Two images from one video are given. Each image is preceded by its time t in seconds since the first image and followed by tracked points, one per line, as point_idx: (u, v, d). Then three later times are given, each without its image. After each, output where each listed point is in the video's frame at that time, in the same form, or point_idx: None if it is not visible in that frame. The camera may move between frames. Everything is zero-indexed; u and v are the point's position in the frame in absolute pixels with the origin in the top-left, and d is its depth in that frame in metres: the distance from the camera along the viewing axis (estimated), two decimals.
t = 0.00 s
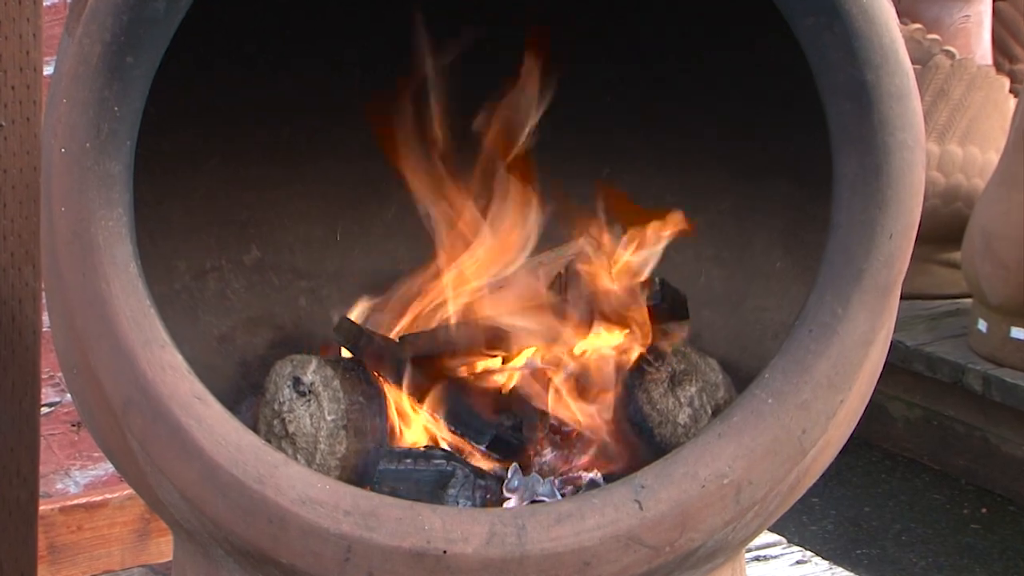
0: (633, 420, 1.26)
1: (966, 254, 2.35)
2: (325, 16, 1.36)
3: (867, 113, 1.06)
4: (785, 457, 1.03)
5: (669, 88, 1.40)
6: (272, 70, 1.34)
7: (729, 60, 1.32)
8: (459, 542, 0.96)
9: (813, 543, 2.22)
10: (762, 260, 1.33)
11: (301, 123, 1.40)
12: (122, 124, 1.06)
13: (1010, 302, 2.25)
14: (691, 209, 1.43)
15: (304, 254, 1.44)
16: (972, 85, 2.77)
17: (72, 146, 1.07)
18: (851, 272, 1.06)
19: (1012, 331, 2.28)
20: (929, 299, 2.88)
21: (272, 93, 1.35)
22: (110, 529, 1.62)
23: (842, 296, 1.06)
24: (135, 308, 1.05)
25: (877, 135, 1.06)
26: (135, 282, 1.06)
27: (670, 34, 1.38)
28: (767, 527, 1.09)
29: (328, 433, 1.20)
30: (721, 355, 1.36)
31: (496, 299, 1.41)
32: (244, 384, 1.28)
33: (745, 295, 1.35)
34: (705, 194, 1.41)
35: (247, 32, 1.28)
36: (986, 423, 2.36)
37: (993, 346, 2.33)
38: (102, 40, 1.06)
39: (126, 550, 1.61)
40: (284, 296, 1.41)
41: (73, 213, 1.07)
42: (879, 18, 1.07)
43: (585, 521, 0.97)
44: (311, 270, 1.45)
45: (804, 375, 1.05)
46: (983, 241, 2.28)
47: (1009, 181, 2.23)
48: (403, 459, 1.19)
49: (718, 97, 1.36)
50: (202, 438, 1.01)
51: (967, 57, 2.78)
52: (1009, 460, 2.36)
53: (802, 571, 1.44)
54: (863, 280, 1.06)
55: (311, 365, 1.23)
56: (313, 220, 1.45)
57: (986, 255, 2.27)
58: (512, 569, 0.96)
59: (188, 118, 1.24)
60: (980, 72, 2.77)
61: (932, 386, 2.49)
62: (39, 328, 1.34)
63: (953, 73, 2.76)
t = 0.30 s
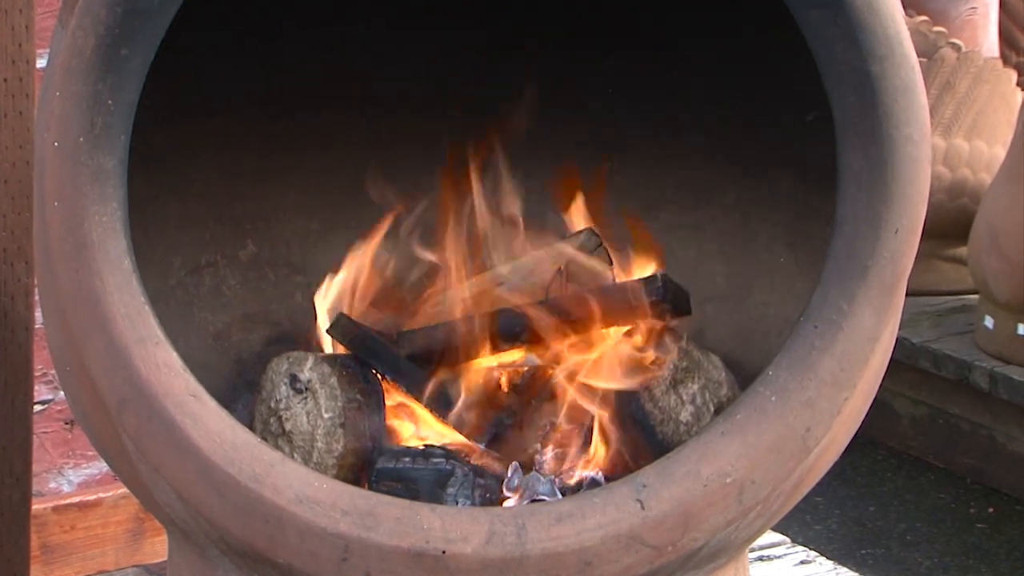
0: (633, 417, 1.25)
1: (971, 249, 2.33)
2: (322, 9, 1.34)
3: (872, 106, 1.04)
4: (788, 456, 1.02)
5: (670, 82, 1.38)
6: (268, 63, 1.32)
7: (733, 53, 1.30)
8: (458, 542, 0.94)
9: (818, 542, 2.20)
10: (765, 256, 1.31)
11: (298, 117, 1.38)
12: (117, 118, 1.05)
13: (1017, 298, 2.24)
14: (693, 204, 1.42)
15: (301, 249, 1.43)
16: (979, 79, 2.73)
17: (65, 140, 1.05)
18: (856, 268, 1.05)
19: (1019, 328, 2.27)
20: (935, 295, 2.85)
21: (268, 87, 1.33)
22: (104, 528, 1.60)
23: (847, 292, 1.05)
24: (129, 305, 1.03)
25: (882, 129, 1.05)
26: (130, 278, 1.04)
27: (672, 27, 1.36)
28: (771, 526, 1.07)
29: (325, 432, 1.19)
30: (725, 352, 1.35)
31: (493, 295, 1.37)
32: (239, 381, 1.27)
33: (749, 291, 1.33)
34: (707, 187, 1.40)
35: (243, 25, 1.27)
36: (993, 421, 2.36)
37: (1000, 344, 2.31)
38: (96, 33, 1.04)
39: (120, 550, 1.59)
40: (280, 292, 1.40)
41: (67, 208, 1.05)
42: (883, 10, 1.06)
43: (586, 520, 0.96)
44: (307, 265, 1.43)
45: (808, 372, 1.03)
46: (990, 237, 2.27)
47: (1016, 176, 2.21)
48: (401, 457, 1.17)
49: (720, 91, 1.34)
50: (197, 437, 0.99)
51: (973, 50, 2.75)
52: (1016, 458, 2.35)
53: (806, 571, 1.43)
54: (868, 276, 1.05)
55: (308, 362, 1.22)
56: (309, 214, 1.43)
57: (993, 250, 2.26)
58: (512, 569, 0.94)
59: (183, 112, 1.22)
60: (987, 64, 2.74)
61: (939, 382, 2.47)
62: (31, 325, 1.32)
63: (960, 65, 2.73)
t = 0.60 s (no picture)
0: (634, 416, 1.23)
1: (978, 245, 2.32)
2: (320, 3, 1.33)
3: (877, 100, 1.03)
4: (792, 455, 1.00)
5: (672, 76, 1.37)
6: (266, 56, 1.31)
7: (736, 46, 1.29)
8: (457, 542, 0.93)
9: (823, 542, 2.17)
10: (769, 251, 1.30)
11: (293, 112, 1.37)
12: (110, 112, 1.03)
13: None
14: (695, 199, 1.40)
15: (298, 245, 1.41)
16: (984, 71, 2.72)
17: (58, 134, 1.04)
18: (861, 263, 1.03)
19: None
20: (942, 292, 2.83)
21: (265, 81, 1.32)
22: (98, 527, 1.59)
23: (852, 289, 1.03)
24: (123, 301, 1.02)
25: (888, 122, 1.03)
26: (124, 274, 1.03)
27: (674, 20, 1.35)
28: (775, 525, 1.06)
29: (322, 430, 1.17)
30: (728, 349, 1.33)
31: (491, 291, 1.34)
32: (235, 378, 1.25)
33: (753, 287, 1.32)
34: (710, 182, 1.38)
35: (240, 17, 1.25)
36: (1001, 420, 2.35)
37: (1008, 340, 2.29)
38: (90, 24, 1.02)
39: (115, 550, 1.58)
40: (277, 289, 1.38)
41: (60, 203, 1.03)
42: (888, 3, 1.04)
43: (587, 519, 0.94)
44: (305, 261, 1.42)
45: (813, 369, 1.02)
46: (997, 232, 2.25)
47: None
48: (400, 456, 1.15)
49: (723, 85, 1.33)
50: (192, 435, 0.98)
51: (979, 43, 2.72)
52: (1022, 457, 2.33)
53: (811, 572, 1.41)
54: (874, 272, 1.03)
55: (305, 360, 1.21)
56: (307, 209, 1.42)
57: (1000, 246, 2.24)
58: (512, 569, 0.92)
59: (179, 105, 1.20)
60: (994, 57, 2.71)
61: (944, 380, 2.45)
62: (25, 321, 1.30)
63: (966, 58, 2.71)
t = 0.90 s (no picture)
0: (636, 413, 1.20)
1: (985, 240, 2.30)
2: None
3: (882, 94, 1.01)
4: (797, 453, 0.99)
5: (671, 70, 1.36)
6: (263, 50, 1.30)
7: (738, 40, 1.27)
8: (457, 541, 0.91)
9: (827, 542, 2.15)
10: (773, 247, 1.28)
11: (290, 108, 1.35)
12: (105, 105, 1.02)
13: None
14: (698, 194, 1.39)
15: (295, 241, 1.40)
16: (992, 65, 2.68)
17: (51, 128, 1.02)
18: (866, 258, 1.02)
19: None
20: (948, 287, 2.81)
21: (261, 75, 1.31)
22: (92, 527, 1.57)
23: (857, 285, 1.02)
24: (118, 297, 1.00)
25: (894, 116, 1.01)
26: (119, 270, 1.01)
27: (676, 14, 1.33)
28: (779, 525, 1.04)
29: (320, 428, 1.16)
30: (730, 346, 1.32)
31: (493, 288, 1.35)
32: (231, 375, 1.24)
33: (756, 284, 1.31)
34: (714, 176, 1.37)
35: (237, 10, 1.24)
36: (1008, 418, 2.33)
37: (1014, 337, 2.27)
38: (85, 16, 1.01)
39: (109, 550, 1.56)
40: (274, 284, 1.37)
41: (53, 198, 1.02)
42: None
43: (588, 519, 0.93)
44: (302, 258, 1.41)
45: (818, 366, 1.00)
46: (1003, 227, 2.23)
47: None
48: (398, 455, 1.13)
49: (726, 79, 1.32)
50: (188, 433, 0.96)
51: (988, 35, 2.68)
52: None
53: (816, 572, 1.40)
54: (879, 267, 1.01)
55: (303, 357, 1.19)
56: (304, 205, 1.41)
57: (1007, 241, 2.22)
58: (512, 569, 0.91)
59: (175, 99, 1.19)
60: (1002, 50, 2.68)
61: (949, 377, 2.44)
62: (18, 317, 1.29)
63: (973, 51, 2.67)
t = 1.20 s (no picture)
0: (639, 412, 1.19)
1: (992, 235, 2.29)
2: None
3: (888, 87, 1.00)
4: (800, 452, 0.97)
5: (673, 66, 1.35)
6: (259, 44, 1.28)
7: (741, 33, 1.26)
8: (456, 541, 0.90)
9: (831, 541, 2.12)
10: (777, 243, 1.27)
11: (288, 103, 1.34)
12: (99, 99, 1.00)
13: None
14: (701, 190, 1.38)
15: (292, 237, 1.39)
16: (998, 57, 2.69)
17: (45, 123, 1.01)
18: (872, 255, 1.00)
19: None
20: (954, 283, 2.78)
21: (258, 69, 1.29)
22: (86, 526, 1.56)
23: (863, 281, 1.00)
24: (113, 294, 0.99)
25: (900, 110, 1.00)
26: (114, 266, 1.00)
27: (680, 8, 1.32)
28: (782, 524, 1.03)
29: (316, 426, 1.14)
30: (733, 343, 1.31)
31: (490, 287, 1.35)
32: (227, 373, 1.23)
33: (760, 280, 1.29)
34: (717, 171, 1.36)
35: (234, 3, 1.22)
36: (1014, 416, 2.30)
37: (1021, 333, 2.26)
38: (80, 8, 0.99)
39: (103, 549, 1.55)
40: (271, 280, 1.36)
41: (47, 192, 1.00)
42: None
43: (589, 518, 0.91)
44: (299, 253, 1.39)
45: (822, 364, 0.98)
46: (1011, 223, 2.21)
47: None
48: (397, 453, 1.12)
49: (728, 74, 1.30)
50: (184, 431, 0.95)
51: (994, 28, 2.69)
52: None
53: (820, 572, 1.38)
54: (885, 264, 1.00)
55: (300, 354, 1.18)
56: (302, 199, 1.39)
57: (1014, 237, 2.20)
58: (512, 569, 0.89)
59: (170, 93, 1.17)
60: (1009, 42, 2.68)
61: (954, 374, 2.41)
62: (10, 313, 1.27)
63: (979, 44, 2.68)
